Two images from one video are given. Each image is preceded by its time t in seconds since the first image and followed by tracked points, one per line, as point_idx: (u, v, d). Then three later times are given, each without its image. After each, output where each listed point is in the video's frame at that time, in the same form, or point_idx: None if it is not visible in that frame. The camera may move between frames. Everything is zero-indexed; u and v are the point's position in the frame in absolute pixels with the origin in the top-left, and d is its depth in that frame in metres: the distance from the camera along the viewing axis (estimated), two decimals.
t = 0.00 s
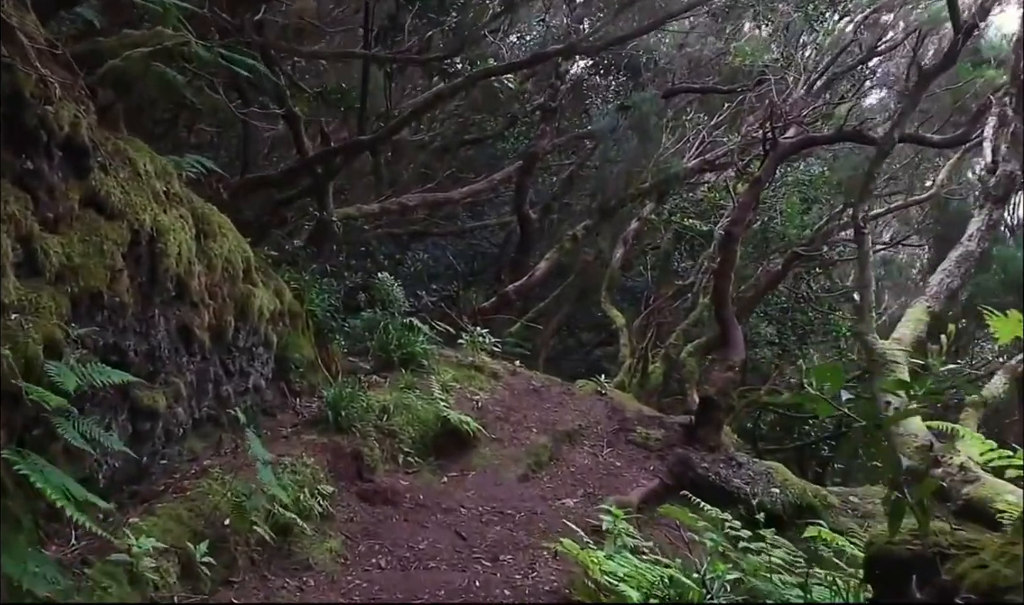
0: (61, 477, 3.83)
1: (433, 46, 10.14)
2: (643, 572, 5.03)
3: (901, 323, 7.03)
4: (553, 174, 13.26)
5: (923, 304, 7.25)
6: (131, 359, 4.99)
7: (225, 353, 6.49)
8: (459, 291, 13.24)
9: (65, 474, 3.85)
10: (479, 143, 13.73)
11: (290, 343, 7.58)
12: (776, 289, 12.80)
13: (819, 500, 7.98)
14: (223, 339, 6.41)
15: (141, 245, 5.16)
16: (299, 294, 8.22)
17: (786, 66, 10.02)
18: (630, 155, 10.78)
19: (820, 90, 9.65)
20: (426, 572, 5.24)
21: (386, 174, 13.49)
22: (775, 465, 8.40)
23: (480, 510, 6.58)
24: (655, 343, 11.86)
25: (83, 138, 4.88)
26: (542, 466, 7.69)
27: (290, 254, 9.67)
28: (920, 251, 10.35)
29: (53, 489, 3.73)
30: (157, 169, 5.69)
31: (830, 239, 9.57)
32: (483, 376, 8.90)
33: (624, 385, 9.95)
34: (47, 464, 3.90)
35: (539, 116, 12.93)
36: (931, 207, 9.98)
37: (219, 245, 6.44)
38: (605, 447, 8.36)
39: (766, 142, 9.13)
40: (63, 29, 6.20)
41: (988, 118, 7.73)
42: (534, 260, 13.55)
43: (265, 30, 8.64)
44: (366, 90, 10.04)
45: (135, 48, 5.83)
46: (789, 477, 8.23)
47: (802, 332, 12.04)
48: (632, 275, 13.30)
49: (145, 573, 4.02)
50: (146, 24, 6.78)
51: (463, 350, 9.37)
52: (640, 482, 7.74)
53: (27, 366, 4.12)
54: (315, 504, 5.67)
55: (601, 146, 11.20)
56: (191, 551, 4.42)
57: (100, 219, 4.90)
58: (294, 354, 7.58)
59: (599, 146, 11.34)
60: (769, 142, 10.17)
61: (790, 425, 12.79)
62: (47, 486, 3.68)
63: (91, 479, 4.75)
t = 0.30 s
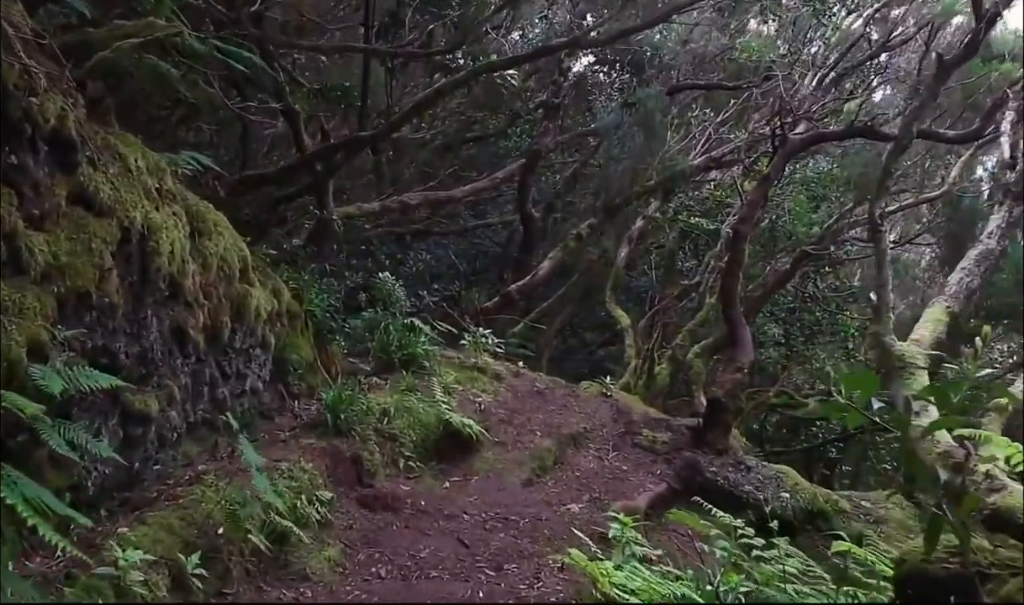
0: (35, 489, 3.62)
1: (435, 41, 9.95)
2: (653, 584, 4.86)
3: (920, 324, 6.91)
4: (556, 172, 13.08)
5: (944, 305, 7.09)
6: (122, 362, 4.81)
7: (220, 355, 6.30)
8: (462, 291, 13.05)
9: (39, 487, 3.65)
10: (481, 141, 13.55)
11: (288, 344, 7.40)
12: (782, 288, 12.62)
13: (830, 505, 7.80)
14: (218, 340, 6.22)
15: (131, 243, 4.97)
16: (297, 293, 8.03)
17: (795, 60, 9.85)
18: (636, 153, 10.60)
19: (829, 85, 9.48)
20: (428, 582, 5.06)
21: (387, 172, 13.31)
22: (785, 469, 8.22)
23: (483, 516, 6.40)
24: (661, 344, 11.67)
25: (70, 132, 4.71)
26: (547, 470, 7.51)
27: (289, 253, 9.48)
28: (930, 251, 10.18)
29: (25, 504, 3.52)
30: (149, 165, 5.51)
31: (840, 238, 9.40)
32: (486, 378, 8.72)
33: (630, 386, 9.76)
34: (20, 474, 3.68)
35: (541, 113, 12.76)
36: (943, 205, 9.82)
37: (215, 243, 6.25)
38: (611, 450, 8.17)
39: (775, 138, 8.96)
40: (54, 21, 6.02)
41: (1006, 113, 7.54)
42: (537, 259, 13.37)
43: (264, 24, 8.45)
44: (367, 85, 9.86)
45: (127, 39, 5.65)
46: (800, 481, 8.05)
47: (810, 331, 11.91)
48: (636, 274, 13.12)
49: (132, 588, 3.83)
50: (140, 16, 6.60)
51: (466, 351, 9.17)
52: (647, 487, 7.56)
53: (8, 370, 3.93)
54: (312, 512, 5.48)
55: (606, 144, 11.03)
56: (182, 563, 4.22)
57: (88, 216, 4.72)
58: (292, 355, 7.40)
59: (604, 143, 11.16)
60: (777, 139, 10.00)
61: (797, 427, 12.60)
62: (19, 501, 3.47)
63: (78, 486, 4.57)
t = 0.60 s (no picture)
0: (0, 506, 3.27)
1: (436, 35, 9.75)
2: (665, 598, 4.65)
3: (941, 323, 6.65)
4: (559, 171, 12.87)
5: (963, 303, 6.85)
6: (109, 365, 4.60)
7: (213, 358, 6.09)
8: (463, 292, 12.84)
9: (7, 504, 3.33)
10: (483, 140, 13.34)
11: (285, 346, 7.19)
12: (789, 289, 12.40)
13: (842, 511, 7.59)
14: (212, 342, 6.01)
15: (119, 241, 4.76)
16: (294, 294, 7.82)
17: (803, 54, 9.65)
18: (641, 150, 10.39)
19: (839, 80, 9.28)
20: (429, 593, 4.85)
21: (387, 172, 13.10)
22: (794, 474, 8.01)
23: (486, 524, 6.18)
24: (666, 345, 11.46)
25: (53, 124, 4.52)
26: (551, 476, 7.29)
27: (286, 253, 9.27)
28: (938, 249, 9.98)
29: None
30: (138, 159, 5.31)
31: (850, 237, 9.20)
32: (489, 381, 8.50)
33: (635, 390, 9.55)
34: None
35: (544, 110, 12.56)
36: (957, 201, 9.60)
37: (209, 241, 6.04)
38: (617, 455, 7.95)
39: (784, 134, 8.75)
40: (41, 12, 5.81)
41: None
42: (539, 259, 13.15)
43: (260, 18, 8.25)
44: (366, 81, 9.65)
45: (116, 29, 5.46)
46: (811, 486, 7.83)
47: (817, 333, 11.70)
48: (640, 275, 12.90)
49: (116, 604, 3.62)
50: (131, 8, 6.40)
51: (468, 353, 8.96)
52: (654, 493, 7.35)
53: None
54: (308, 520, 5.27)
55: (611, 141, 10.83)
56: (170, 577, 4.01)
57: (72, 212, 4.53)
58: (289, 357, 7.19)
59: (608, 140, 10.95)
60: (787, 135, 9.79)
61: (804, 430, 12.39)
62: None
63: (62, 495, 4.35)
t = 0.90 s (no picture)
0: None
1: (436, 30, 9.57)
2: None
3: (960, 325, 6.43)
4: (561, 170, 12.69)
5: (984, 304, 6.63)
6: (95, 369, 4.41)
7: (206, 361, 5.91)
8: (464, 293, 12.63)
9: None
10: (484, 139, 13.16)
11: (281, 348, 6.99)
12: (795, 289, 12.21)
13: (852, 517, 7.40)
14: (205, 344, 5.82)
15: (105, 239, 4.59)
16: (291, 295, 7.63)
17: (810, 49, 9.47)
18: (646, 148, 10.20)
19: (847, 76, 9.10)
20: None
21: (387, 171, 12.90)
22: (803, 478, 7.82)
23: (487, 532, 5.99)
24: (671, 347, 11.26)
25: (36, 117, 4.35)
26: (554, 481, 7.10)
27: (283, 253, 9.08)
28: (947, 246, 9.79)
29: None
30: (126, 155, 5.14)
31: (859, 237, 9.02)
32: (490, 383, 8.30)
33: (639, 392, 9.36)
34: None
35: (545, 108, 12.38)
36: (968, 199, 9.43)
37: (202, 240, 5.86)
38: (621, 459, 7.76)
39: (792, 131, 8.58)
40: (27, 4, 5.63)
41: None
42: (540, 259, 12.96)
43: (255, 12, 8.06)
44: (365, 78, 9.47)
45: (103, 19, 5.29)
46: (820, 492, 7.65)
47: (824, 334, 11.61)
48: (643, 276, 12.70)
49: None
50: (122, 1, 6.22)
51: (468, 355, 8.76)
52: (660, 499, 7.16)
53: None
54: (303, 530, 5.09)
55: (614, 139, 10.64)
56: (156, 592, 3.82)
57: (56, 209, 4.37)
58: (285, 360, 7.00)
59: (611, 138, 10.75)
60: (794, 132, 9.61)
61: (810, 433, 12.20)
62: None
63: (45, 506, 4.17)
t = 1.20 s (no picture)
0: None
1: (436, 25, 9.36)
2: None
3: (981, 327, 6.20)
4: (563, 168, 12.48)
5: (1006, 306, 6.40)
6: (76, 375, 4.20)
7: (196, 365, 5.68)
8: (464, 294, 12.41)
9: None
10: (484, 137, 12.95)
11: (275, 351, 6.77)
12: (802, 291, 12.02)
13: (864, 525, 7.19)
14: (195, 348, 5.60)
15: (86, 239, 4.38)
16: (286, 297, 7.41)
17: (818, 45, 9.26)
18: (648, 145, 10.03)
19: (857, 71, 8.90)
20: None
21: (386, 170, 12.68)
22: (812, 484, 7.61)
23: (487, 543, 5.77)
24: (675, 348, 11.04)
25: (12, 111, 4.16)
26: (556, 488, 6.88)
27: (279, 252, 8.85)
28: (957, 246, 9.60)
29: None
30: (110, 151, 4.94)
31: (868, 236, 8.83)
32: (491, 387, 8.08)
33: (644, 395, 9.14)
34: None
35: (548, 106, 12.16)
36: (981, 198, 9.22)
37: (192, 239, 5.65)
38: (626, 465, 7.54)
39: (801, 127, 8.37)
40: None
41: None
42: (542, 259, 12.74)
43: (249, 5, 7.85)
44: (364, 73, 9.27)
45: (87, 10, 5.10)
46: (830, 499, 7.43)
47: (831, 334, 11.41)
48: (646, 275, 12.49)
49: None
50: None
51: (468, 358, 8.55)
52: (666, 506, 6.94)
53: None
54: (295, 542, 4.88)
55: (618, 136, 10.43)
56: None
57: (33, 206, 4.17)
58: (279, 363, 6.78)
59: (615, 134, 10.53)
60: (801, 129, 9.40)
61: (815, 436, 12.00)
62: None
63: (21, 520, 3.95)
